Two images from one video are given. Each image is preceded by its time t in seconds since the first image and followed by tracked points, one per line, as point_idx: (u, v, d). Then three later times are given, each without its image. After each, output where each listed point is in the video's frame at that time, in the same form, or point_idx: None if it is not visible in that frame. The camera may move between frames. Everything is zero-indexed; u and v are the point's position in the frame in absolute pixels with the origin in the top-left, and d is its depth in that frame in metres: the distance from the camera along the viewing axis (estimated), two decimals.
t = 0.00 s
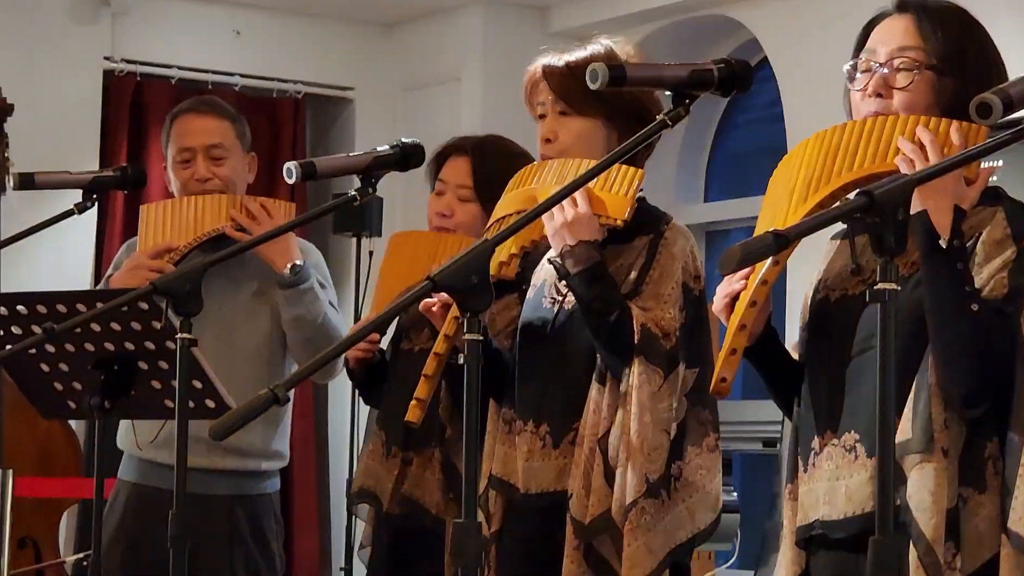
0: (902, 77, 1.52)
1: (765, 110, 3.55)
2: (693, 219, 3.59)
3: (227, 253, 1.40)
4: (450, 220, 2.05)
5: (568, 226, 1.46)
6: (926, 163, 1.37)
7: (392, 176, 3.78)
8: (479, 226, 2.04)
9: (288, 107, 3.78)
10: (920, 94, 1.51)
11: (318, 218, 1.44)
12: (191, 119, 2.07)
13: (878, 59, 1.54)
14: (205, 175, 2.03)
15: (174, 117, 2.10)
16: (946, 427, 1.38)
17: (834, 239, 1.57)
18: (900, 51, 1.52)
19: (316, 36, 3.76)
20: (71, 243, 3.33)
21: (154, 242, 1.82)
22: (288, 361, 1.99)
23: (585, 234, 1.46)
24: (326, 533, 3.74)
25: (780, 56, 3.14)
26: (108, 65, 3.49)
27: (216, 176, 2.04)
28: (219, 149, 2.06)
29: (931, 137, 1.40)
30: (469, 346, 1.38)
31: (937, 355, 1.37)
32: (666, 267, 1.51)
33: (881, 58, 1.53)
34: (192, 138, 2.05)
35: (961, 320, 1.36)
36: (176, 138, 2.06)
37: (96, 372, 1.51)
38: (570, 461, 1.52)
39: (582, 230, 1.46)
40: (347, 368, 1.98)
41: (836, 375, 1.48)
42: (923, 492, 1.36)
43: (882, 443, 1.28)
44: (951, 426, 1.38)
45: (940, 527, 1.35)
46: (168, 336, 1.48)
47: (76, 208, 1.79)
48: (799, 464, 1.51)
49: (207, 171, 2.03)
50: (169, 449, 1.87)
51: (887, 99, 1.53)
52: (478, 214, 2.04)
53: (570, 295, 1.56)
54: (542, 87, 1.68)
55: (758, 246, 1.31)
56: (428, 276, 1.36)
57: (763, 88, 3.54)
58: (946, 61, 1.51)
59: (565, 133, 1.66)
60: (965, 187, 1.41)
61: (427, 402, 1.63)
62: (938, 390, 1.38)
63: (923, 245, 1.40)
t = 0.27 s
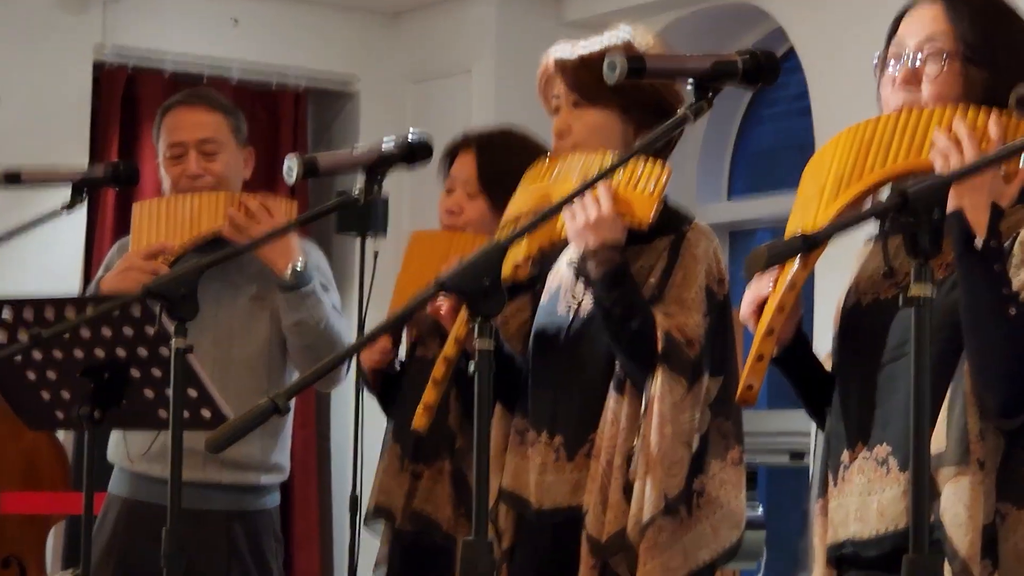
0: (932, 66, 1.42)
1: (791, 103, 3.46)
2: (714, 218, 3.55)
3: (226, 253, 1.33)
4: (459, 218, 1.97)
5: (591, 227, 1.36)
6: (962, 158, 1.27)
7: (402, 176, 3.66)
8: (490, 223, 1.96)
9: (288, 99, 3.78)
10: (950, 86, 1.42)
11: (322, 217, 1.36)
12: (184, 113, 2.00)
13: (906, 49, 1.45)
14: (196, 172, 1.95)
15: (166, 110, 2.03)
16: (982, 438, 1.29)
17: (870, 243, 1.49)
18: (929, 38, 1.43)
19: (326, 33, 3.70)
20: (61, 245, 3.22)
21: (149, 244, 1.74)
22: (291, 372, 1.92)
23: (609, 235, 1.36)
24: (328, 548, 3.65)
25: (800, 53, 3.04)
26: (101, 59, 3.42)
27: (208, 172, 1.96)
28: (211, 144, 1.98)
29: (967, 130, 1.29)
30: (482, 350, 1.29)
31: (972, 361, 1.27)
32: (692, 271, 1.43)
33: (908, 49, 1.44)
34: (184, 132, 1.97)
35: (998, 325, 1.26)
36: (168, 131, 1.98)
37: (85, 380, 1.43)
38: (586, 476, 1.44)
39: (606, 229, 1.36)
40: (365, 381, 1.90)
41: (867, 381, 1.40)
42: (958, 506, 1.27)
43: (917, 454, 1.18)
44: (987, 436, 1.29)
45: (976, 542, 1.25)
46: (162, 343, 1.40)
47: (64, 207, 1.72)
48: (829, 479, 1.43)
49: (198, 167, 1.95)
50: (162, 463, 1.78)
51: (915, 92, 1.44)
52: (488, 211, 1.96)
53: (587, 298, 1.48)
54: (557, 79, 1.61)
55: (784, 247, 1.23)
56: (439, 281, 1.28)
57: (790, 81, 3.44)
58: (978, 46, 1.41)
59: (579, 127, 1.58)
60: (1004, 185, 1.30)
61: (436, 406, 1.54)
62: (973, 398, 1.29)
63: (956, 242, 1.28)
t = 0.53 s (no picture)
0: (946, 71, 1.41)
1: (806, 106, 3.46)
2: (731, 221, 3.54)
3: (238, 260, 1.33)
4: (472, 224, 1.98)
5: (607, 232, 1.38)
6: (972, 163, 1.27)
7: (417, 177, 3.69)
8: (501, 228, 1.97)
9: (302, 103, 3.71)
10: (962, 90, 1.40)
11: (335, 223, 1.36)
12: (194, 118, 2.00)
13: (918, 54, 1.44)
14: (204, 177, 1.95)
15: (178, 115, 2.03)
16: (995, 441, 1.28)
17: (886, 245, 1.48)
18: (941, 43, 1.42)
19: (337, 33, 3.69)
20: (71, 244, 3.23)
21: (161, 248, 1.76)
22: (304, 375, 1.93)
23: (623, 240, 1.38)
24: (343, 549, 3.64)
25: (814, 52, 3.03)
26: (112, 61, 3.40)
27: (216, 177, 1.96)
28: (220, 149, 1.98)
29: (978, 134, 1.29)
30: (496, 358, 1.30)
31: (985, 365, 1.26)
32: (706, 278, 1.43)
33: (921, 54, 1.43)
34: (194, 138, 1.97)
35: (1010, 326, 1.25)
36: (177, 137, 1.98)
37: (100, 385, 1.47)
38: (600, 480, 1.45)
39: (621, 236, 1.38)
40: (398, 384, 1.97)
41: (883, 389, 1.40)
42: (971, 511, 1.26)
43: (931, 460, 1.17)
44: (1002, 441, 1.28)
45: (989, 549, 1.25)
46: (177, 348, 1.43)
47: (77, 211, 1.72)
48: (845, 485, 1.42)
49: (206, 172, 1.95)
50: (178, 466, 1.79)
51: (928, 96, 1.43)
52: (499, 217, 1.97)
53: (602, 304, 1.48)
54: (569, 85, 1.61)
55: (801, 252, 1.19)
56: (451, 284, 1.28)
57: (805, 83, 3.44)
58: (990, 51, 1.41)
59: (591, 135, 1.58)
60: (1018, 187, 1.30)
61: (450, 414, 1.57)
62: (986, 404, 1.28)
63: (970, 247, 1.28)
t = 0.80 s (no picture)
0: (957, 73, 1.38)
1: (824, 106, 3.42)
2: (746, 222, 3.51)
3: (247, 264, 1.31)
4: (476, 226, 1.99)
5: (631, 234, 1.35)
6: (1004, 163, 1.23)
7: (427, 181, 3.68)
8: (503, 232, 1.97)
9: (311, 105, 3.65)
10: (974, 88, 1.38)
11: (345, 226, 1.34)
12: (195, 121, 1.98)
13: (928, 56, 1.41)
14: (207, 181, 1.93)
15: (179, 119, 2.01)
16: (1017, 447, 1.24)
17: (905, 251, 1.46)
18: (951, 43, 1.39)
19: (348, 35, 3.68)
20: (78, 250, 3.21)
21: (170, 253, 1.74)
22: (315, 382, 1.91)
23: (648, 243, 1.36)
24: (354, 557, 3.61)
25: (830, 53, 3.02)
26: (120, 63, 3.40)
27: (218, 180, 1.94)
28: (222, 152, 1.96)
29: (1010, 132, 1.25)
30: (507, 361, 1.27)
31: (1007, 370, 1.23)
32: (725, 285, 1.40)
33: (932, 54, 1.41)
34: (195, 140, 1.95)
35: None
36: (180, 140, 1.97)
37: (106, 391, 1.45)
38: (610, 487, 1.42)
39: (647, 239, 1.35)
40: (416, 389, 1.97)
41: (902, 393, 1.37)
42: (992, 520, 1.23)
43: (951, 468, 1.14)
44: None
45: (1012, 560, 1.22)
46: (185, 354, 1.41)
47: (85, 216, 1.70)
48: (862, 492, 1.39)
49: (209, 176, 1.93)
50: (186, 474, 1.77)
51: (939, 97, 1.41)
52: (500, 221, 1.96)
53: (615, 306, 1.46)
54: (575, 91, 1.60)
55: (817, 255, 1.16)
56: (465, 288, 1.25)
57: (823, 83, 3.40)
58: (1001, 49, 1.37)
59: (597, 138, 1.55)
60: None
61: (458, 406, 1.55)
62: (1007, 409, 1.25)
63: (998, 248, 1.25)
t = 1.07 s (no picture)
0: (967, 73, 1.37)
1: (835, 109, 3.40)
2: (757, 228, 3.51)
3: (257, 267, 1.30)
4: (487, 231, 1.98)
5: (645, 248, 1.30)
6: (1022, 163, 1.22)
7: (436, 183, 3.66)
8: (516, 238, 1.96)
9: (322, 107, 3.70)
10: (986, 90, 1.37)
11: (355, 229, 1.34)
12: (205, 125, 1.98)
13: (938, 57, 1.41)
14: (218, 185, 1.92)
15: (188, 122, 2.01)
16: None
17: (917, 255, 1.45)
18: (962, 43, 1.38)
19: (358, 37, 3.67)
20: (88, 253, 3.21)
21: (181, 254, 1.74)
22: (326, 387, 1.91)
23: (662, 255, 1.31)
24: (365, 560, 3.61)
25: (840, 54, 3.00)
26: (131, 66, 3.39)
27: (229, 184, 1.93)
28: (232, 156, 1.95)
29: None
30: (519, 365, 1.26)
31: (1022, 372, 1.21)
32: (736, 291, 1.40)
33: (942, 55, 1.39)
34: (204, 144, 1.94)
35: None
36: (189, 144, 1.97)
37: (116, 396, 1.44)
38: (621, 494, 1.43)
39: (660, 250, 1.31)
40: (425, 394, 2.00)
41: (914, 396, 1.36)
42: (1012, 524, 1.21)
43: (966, 474, 1.13)
44: None
45: None
46: (195, 358, 1.41)
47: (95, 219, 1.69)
48: (875, 496, 1.39)
49: (219, 180, 1.93)
50: (196, 479, 1.77)
51: (951, 99, 1.39)
52: (513, 224, 1.96)
53: (623, 312, 1.46)
54: (575, 97, 1.58)
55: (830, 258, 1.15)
56: (475, 291, 1.25)
57: (834, 85, 3.38)
58: (1016, 52, 1.36)
59: (600, 145, 1.54)
60: None
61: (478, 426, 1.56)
62: None
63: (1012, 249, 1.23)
